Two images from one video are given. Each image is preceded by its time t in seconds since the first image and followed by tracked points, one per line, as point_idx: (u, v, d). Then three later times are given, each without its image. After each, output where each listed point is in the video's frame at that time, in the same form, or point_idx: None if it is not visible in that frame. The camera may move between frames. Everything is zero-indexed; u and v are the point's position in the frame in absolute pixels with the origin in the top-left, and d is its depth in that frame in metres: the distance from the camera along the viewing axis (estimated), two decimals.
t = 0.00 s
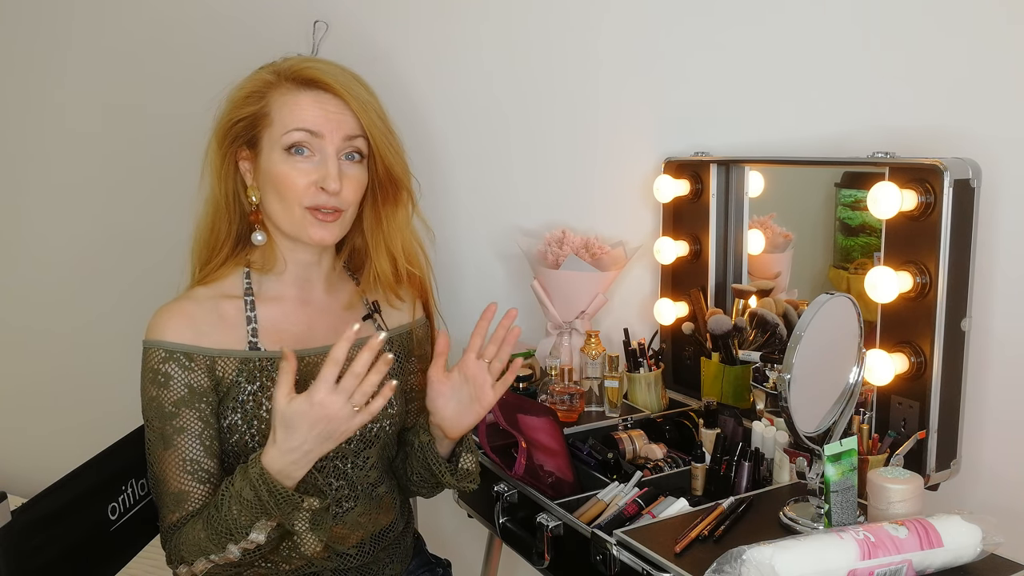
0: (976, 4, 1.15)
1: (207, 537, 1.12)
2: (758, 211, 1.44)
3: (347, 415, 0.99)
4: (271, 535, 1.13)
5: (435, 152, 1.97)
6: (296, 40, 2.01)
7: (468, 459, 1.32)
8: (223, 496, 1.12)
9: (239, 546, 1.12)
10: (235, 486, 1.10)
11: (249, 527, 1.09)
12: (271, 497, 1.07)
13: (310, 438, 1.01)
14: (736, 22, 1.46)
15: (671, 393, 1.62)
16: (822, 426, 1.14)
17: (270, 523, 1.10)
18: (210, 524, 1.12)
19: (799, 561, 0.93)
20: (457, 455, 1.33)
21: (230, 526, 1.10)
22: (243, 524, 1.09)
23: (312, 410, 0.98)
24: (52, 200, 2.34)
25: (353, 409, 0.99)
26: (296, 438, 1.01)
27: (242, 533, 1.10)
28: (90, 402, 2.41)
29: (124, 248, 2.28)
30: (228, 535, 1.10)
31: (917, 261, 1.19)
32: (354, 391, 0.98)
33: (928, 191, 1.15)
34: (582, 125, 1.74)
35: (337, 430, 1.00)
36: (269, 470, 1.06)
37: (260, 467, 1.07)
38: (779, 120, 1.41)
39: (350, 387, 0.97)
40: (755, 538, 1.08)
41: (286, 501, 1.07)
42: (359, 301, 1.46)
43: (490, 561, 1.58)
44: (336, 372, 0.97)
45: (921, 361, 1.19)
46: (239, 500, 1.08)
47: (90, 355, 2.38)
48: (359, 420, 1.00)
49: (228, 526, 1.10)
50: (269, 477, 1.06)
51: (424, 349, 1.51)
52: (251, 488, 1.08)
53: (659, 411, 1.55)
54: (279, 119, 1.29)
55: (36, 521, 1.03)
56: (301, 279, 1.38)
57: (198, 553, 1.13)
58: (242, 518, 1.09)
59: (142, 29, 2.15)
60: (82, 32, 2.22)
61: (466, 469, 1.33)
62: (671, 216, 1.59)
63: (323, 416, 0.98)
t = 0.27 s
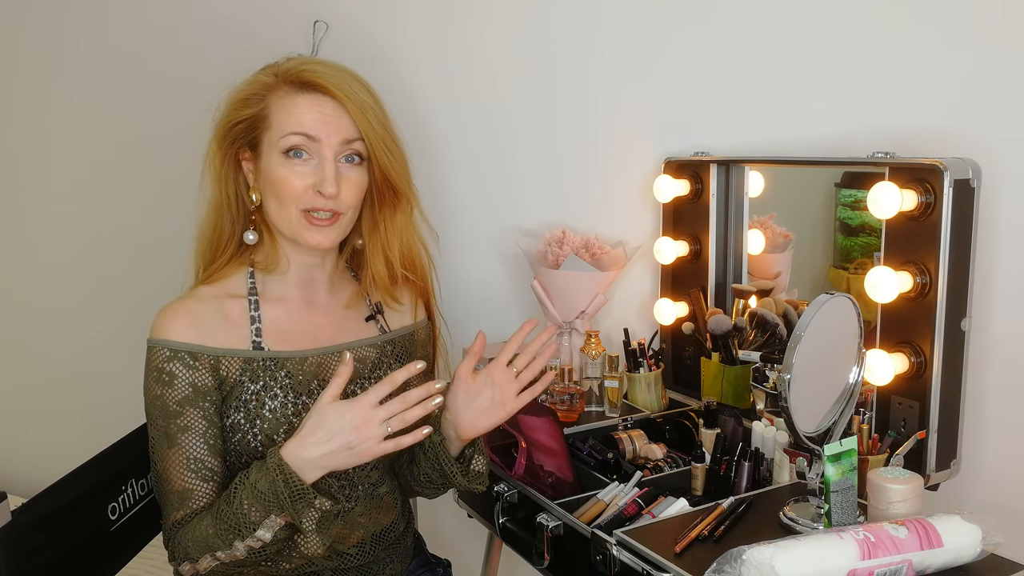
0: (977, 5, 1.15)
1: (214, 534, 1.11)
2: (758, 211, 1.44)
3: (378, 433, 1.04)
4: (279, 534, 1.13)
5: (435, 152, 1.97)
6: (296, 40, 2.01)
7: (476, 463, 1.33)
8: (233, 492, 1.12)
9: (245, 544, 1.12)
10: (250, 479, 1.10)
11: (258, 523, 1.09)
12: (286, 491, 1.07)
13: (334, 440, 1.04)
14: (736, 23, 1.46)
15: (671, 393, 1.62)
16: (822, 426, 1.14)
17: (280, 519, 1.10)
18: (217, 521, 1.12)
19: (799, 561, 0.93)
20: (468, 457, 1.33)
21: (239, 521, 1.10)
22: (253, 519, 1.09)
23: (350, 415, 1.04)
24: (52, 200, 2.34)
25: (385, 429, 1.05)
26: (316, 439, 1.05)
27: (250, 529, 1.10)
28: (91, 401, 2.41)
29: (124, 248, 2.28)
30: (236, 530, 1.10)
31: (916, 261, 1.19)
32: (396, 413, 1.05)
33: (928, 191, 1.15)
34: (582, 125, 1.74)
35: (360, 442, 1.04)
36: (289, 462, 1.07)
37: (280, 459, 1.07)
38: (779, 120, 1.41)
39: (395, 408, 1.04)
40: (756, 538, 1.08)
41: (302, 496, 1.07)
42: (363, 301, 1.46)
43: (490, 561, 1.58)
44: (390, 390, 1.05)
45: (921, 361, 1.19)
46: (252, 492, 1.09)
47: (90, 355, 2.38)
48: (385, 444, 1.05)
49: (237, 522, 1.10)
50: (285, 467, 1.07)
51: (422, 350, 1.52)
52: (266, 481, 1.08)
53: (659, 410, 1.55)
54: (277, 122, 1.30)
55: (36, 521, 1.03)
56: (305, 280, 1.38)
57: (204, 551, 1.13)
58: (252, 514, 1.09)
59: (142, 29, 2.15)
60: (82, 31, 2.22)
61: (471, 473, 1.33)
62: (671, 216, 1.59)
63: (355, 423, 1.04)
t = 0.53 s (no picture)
0: (977, 5, 1.15)
1: (212, 534, 1.12)
2: (758, 211, 1.44)
3: (375, 438, 1.03)
4: (276, 535, 1.14)
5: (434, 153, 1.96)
6: (297, 40, 2.01)
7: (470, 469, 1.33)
8: (232, 493, 1.12)
9: (242, 544, 1.12)
10: (248, 481, 1.11)
11: (254, 524, 1.10)
12: (281, 493, 1.07)
13: (333, 444, 1.04)
14: (736, 25, 1.46)
15: (671, 393, 1.62)
16: (822, 426, 1.14)
17: (276, 522, 1.10)
18: (215, 522, 1.12)
19: (799, 561, 0.93)
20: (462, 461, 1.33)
21: (236, 521, 1.10)
22: (250, 520, 1.10)
23: (349, 418, 1.03)
24: (52, 200, 2.34)
25: (385, 434, 1.04)
26: (314, 441, 1.04)
27: (246, 531, 1.10)
28: (91, 401, 2.41)
29: (124, 248, 2.28)
30: (233, 531, 1.11)
31: (916, 261, 1.19)
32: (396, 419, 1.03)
33: (928, 191, 1.15)
34: (583, 125, 1.74)
35: (357, 446, 1.03)
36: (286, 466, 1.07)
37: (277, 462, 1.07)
38: (780, 120, 1.41)
39: (394, 414, 1.02)
40: (756, 538, 1.08)
41: (297, 499, 1.08)
42: (365, 301, 1.46)
43: (490, 561, 1.58)
44: (391, 394, 1.02)
45: (921, 361, 1.19)
46: (249, 493, 1.10)
47: (90, 355, 2.38)
48: (383, 450, 1.04)
49: (234, 522, 1.10)
50: (282, 469, 1.07)
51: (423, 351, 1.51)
52: (264, 483, 1.08)
53: (659, 410, 1.55)
54: (279, 121, 1.30)
55: (37, 521, 1.03)
56: (308, 280, 1.38)
57: (202, 550, 1.13)
58: (249, 515, 1.10)
59: (142, 29, 2.15)
60: (82, 30, 2.22)
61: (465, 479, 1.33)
62: (671, 216, 1.59)
63: (353, 427, 1.03)
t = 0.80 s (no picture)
0: (976, 5, 1.15)
1: (215, 540, 1.11)
2: (758, 211, 1.44)
3: (371, 434, 1.00)
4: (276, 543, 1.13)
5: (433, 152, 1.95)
6: (297, 40, 2.01)
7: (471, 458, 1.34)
8: (233, 500, 1.11)
9: (243, 553, 1.11)
10: (246, 490, 1.09)
11: (255, 534, 1.09)
12: (279, 505, 1.06)
13: (329, 446, 1.00)
14: (736, 26, 1.46)
15: (671, 393, 1.62)
16: (822, 426, 1.14)
17: (276, 532, 1.09)
18: (218, 527, 1.11)
19: (799, 561, 0.93)
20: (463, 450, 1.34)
21: (236, 531, 1.09)
22: (249, 530, 1.09)
23: (339, 418, 0.99)
24: (52, 200, 2.34)
25: (380, 428, 1.00)
26: (311, 448, 1.02)
27: (246, 540, 1.09)
28: (91, 401, 2.41)
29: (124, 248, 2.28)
30: (234, 540, 1.10)
31: (917, 261, 1.19)
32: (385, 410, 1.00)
33: (928, 191, 1.15)
34: (583, 125, 1.74)
35: (354, 445, 1.00)
36: (282, 478, 1.06)
37: (273, 474, 1.06)
38: (780, 120, 1.41)
39: (383, 406, 1.00)
40: (756, 538, 1.08)
41: (295, 511, 1.07)
42: (360, 301, 1.46)
43: (490, 561, 1.58)
44: (375, 386, 0.99)
45: (921, 361, 1.19)
46: (247, 505, 1.08)
47: (90, 356, 2.38)
48: (381, 442, 1.00)
49: (234, 532, 1.09)
50: (278, 482, 1.05)
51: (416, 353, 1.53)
52: (260, 494, 1.07)
53: (659, 411, 1.55)
54: (288, 119, 1.29)
55: (37, 521, 1.03)
56: (303, 280, 1.38)
57: (203, 557, 1.12)
58: (248, 525, 1.08)
59: (141, 29, 2.15)
60: (82, 31, 2.21)
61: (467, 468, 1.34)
62: (671, 216, 1.59)
63: (346, 427, 0.99)
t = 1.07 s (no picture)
0: (977, 5, 1.15)
1: (217, 539, 1.11)
2: (758, 211, 1.44)
3: (390, 439, 1.02)
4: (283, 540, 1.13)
5: (433, 152, 1.90)
6: (296, 40, 2.00)
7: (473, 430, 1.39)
8: (239, 497, 1.12)
9: (246, 552, 1.11)
10: (256, 484, 1.10)
11: (262, 530, 1.10)
12: (291, 498, 1.07)
13: (346, 446, 1.03)
14: (737, 26, 1.46)
15: (671, 393, 1.62)
16: (822, 426, 1.14)
17: (283, 527, 1.10)
18: (221, 525, 1.11)
19: (799, 561, 0.93)
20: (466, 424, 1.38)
21: (243, 527, 1.10)
22: (257, 525, 1.10)
23: (362, 419, 1.02)
24: (52, 201, 2.33)
25: (399, 437, 1.03)
26: (328, 441, 1.04)
27: (252, 536, 1.10)
28: (92, 400, 2.41)
29: (124, 248, 2.28)
30: (239, 536, 1.10)
31: (917, 261, 1.19)
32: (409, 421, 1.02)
33: (928, 191, 1.15)
34: (583, 125, 1.74)
35: (371, 448, 1.02)
36: (296, 470, 1.07)
37: (287, 465, 1.07)
38: (780, 120, 1.41)
39: (407, 416, 1.01)
40: (755, 538, 1.08)
41: (307, 503, 1.07)
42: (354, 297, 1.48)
43: (490, 561, 1.58)
44: (402, 392, 1.02)
45: (921, 361, 1.19)
46: (255, 499, 1.09)
47: (90, 356, 2.38)
48: (399, 451, 1.03)
49: (240, 528, 1.10)
50: (291, 472, 1.06)
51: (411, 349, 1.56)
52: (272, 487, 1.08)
53: (659, 410, 1.55)
54: (310, 119, 1.29)
55: (36, 521, 1.03)
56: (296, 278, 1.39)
57: (204, 557, 1.12)
58: (256, 520, 1.09)
59: (140, 29, 2.14)
60: (81, 31, 2.21)
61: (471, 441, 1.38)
62: (671, 216, 1.59)
63: (367, 429, 1.02)
